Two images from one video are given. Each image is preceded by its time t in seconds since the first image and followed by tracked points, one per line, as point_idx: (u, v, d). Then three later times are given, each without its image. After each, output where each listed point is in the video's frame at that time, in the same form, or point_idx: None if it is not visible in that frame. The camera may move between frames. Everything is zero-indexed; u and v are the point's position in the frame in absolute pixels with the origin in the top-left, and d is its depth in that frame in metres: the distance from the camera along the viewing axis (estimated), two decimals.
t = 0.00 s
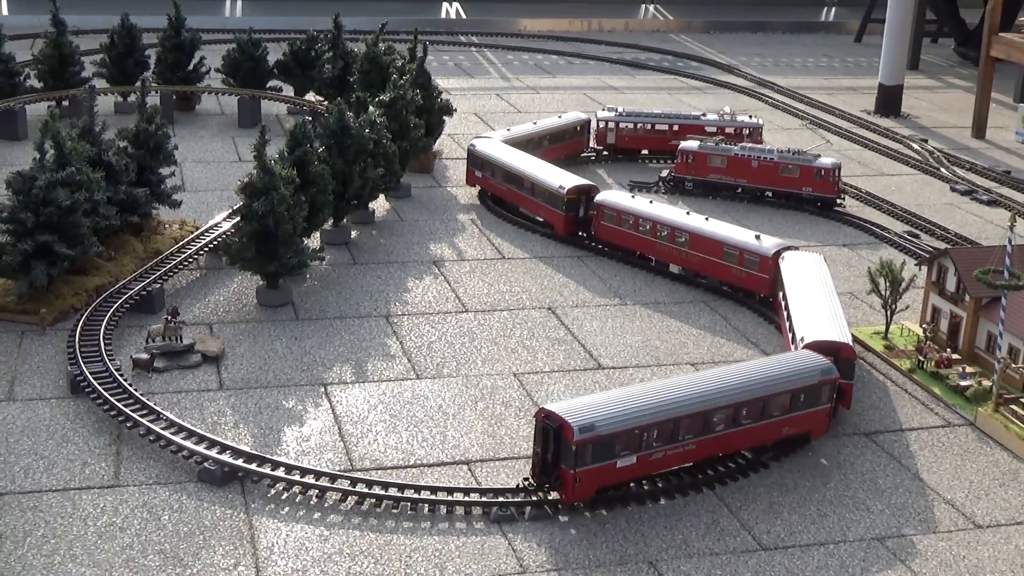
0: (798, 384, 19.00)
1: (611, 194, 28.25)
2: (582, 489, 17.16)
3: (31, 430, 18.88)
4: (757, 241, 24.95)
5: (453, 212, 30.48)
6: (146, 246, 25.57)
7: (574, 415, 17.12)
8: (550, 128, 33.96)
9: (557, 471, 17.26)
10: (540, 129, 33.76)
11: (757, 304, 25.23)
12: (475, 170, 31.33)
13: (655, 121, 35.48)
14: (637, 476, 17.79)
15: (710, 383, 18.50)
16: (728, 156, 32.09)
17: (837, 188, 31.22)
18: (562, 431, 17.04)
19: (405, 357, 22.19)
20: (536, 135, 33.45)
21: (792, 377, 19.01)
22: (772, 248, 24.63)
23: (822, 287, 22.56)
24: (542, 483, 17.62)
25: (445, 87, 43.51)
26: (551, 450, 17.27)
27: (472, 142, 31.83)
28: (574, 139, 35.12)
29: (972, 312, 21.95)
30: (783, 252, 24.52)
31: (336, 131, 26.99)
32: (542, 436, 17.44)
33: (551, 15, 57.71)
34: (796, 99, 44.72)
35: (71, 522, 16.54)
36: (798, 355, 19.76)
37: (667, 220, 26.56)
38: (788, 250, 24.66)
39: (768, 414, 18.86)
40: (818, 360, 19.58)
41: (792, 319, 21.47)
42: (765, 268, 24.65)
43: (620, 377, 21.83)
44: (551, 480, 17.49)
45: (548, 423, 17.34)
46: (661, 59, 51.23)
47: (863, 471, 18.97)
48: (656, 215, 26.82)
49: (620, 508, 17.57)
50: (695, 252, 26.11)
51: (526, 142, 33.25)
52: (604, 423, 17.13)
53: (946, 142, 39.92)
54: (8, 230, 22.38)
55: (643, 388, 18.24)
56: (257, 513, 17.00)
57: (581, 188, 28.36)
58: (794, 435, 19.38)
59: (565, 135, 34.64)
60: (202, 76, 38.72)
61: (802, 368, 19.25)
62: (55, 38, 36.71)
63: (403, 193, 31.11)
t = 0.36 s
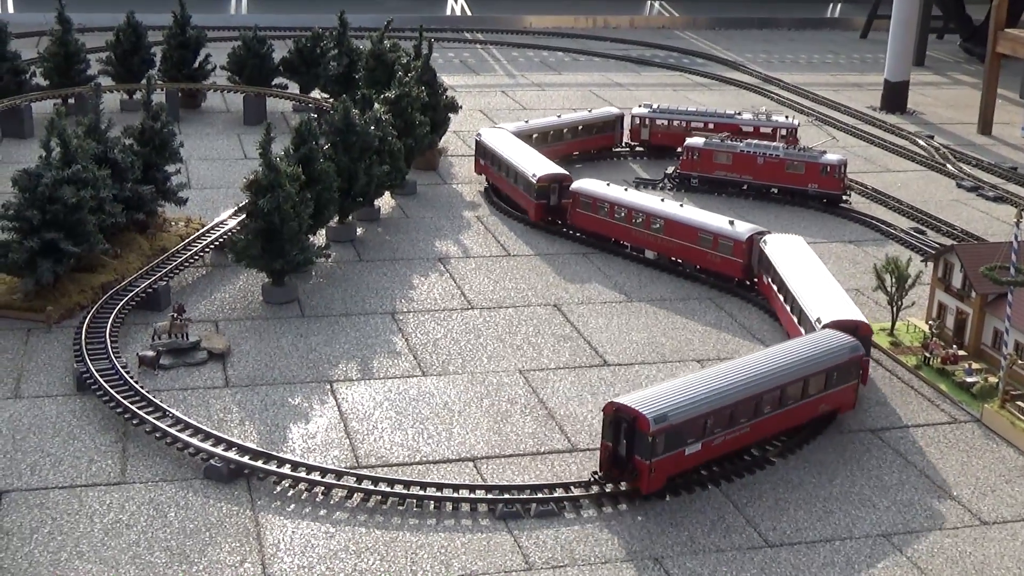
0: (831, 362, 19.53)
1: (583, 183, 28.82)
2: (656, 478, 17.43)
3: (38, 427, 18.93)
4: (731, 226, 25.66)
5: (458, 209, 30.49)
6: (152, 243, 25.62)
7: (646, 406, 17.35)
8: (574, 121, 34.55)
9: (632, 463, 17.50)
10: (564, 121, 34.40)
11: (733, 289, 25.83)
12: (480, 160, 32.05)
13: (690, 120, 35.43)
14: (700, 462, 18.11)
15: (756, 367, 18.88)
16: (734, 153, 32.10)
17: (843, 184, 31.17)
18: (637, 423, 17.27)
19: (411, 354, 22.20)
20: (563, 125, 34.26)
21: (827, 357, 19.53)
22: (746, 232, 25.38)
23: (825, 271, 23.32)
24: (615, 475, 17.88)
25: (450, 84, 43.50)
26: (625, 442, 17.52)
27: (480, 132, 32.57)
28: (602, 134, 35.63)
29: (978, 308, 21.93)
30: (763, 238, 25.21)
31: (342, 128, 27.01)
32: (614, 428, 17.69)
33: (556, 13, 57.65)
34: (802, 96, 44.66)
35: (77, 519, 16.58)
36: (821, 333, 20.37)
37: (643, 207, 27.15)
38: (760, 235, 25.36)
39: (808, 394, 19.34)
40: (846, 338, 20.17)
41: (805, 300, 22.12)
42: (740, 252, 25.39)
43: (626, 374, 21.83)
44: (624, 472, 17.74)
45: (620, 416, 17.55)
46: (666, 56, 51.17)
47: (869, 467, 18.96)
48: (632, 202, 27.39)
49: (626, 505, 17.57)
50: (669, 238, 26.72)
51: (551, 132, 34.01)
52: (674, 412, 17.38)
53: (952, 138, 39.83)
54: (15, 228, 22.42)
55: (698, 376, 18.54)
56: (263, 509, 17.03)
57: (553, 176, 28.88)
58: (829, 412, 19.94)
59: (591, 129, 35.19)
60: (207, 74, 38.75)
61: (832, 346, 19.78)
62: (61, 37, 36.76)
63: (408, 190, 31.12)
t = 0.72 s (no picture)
0: (852, 340, 20.22)
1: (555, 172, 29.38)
2: (720, 463, 17.83)
3: (41, 425, 18.95)
4: (700, 213, 26.18)
5: (461, 206, 30.47)
6: (155, 240, 25.62)
7: (707, 394, 17.62)
8: (598, 116, 34.97)
9: (696, 451, 17.80)
10: (588, 115, 34.84)
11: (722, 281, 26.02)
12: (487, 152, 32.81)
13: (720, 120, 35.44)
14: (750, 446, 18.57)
15: (791, 350, 19.34)
16: (737, 150, 32.10)
17: (845, 182, 31.19)
18: (701, 413, 17.52)
19: (413, 352, 22.21)
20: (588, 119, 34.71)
21: (849, 334, 20.19)
22: (714, 219, 25.90)
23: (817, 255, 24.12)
24: (675, 463, 18.18)
25: (453, 82, 43.49)
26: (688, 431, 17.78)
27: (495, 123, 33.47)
28: (635, 129, 35.79)
29: (981, 306, 21.91)
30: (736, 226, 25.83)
31: (345, 126, 27.00)
32: (674, 418, 17.91)
33: (558, 10, 57.60)
34: (805, 93, 44.62)
35: (80, 516, 16.59)
36: (830, 313, 21.10)
37: (615, 195, 27.75)
38: (729, 222, 25.96)
39: (835, 371, 19.99)
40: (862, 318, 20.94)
41: (809, 283, 22.79)
42: (707, 239, 25.94)
43: (628, 372, 21.82)
44: (686, 460, 18.02)
45: (681, 407, 17.76)
46: (669, 53, 51.12)
47: (871, 465, 18.94)
48: (605, 190, 28.01)
49: (628, 502, 17.58)
50: (641, 225, 27.31)
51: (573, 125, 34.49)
52: (734, 399, 17.72)
53: (955, 135, 39.76)
54: (18, 225, 22.44)
55: (739, 362, 18.86)
56: (265, 507, 17.03)
57: (528, 164, 29.36)
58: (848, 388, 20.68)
59: (620, 125, 35.45)
60: (210, 71, 38.75)
61: (849, 326, 20.46)
62: (64, 34, 36.77)
63: (411, 188, 31.12)
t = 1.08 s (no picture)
0: (866, 317, 20.94)
1: (529, 160, 29.96)
2: (770, 448, 18.23)
3: (43, 423, 18.97)
4: (667, 202, 26.75)
5: (462, 204, 30.47)
6: (156, 239, 25.61)
7: (758, 380, 17.94)
8: (628, 112, 35.13)
9: (749, 437, 18.10)
10: (617, 111, 35.00)
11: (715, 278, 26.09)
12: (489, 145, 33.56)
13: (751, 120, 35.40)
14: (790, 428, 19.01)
15: (816, 332, 19.81)
16: (738, 148, 32.02)
17: (847, 179, 31.08)
18: (754, 398, 17.84)
19: (415, 350, 22.21)
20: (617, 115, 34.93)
21: (863, 313, 20.89)
22: (682, 208, 26.48)
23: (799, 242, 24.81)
24: (724, 449, 18.43)
25: (454, 80, 43.46)
26: (741, 417, 18.07)
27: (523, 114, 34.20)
28: (665, 127, 35.96)
29: (982, 304, 21.91)
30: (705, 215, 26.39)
31: (346, 123, 26.99)
32: (725, 405, 18.18)
33: (560, 8, 57.59)
34: (806, 91, 44.61)
35: (81, 514, 16.60)
36: (832, 295, 21.71)
37: (586, 184, 28.26)
38: (696, 210, 26.54)
39: (851, 352, 20.62)
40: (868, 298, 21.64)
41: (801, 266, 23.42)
42: (674, 227, 26.50)
43: (630, 369, 21.82)
44: (738, 447, 18.28)
45: (733, 394, 18.01)
46: (670, 51, 51.10)
47: (873, 463, 18.94)
48: (577, 179, 28.51)
49: (629, 500, 17.59)
50: (610, 213, 27.85)
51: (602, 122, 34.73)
52: (782, 384, 18.10)
53: (957, 133, 39.74)
54: (19, 224, 22.44)
55: (771, 346, 19.23)
56: (267, 506, 17.04)
57: (510, 154, 30.16)
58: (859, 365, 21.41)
59: (650, 122, 35.60)
60: (211, 70, 38.76)
61: (856, 302, 21.16)
62: (65, 33, 36.77)
63: (412, 186, 31.12)
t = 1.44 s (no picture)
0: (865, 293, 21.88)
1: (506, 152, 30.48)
2: (813, 428, 18.83)
3: (44, 424, 18.98)
4: (634, 193, 27.29)
5: (462, 204, 30.48)
6: (156, 239, 25.63)
7: (801, 364, 18.52)
8: (655, 112, 35.42)
9: (793, 419, 18.66)
10: (644, 111, 35.30)
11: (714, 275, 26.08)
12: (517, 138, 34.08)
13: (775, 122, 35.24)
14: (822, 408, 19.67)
15: (834, 313, 20.54)
16: (738, 148, 32.03)
17: (847, 178, 31.07)
18: (798, 381, 18.42)
19: (415, 350, 22.22)
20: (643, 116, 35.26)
21: (864, 289, 21.84)
22: (648, 198, 27.04)
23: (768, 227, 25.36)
24: (767, 430, 18.97)
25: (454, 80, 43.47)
26: (785, 401, 18.61)
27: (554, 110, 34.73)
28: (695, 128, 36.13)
29: (983, 304, 21.92)
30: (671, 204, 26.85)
31: (347, 123, 27.01)
32: (768, 390, 18.70)
33: (560, 8, 57.59)
34: (806, 90, 44.63)
35: (82, 515, 16.61)
36: (829, 277, 22.40)
37: (558, 174, 28.73)
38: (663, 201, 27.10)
39: (859, 331, 21.48)
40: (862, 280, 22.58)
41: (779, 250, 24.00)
42: (641, 216, 27.03)
43: (630, 369, 21.83)
44: (781, 429, 18.82)
45: (776, 378, 18.55)
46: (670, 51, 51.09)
47: (873, 462, 18.93)
48: (550, 170, 28.97)
49: (630, 500, 17.60)
50: (581, 203, 28.35)
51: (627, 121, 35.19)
52: (820, 365, 18.74)
53: (957, 133, 39.73)
54: (20, 224, 22.46)
55: (794, 331, 19.81)
56: (268, 506, 17.05)
57: (496, 145, 30.81)
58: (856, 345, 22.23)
59: (679, 123, 35.83)
60: (211, 70, 38.76)
61: (850, 281, 22.02)
62: (65, 34, 36.78)
63: (412, 186, 31.13)
